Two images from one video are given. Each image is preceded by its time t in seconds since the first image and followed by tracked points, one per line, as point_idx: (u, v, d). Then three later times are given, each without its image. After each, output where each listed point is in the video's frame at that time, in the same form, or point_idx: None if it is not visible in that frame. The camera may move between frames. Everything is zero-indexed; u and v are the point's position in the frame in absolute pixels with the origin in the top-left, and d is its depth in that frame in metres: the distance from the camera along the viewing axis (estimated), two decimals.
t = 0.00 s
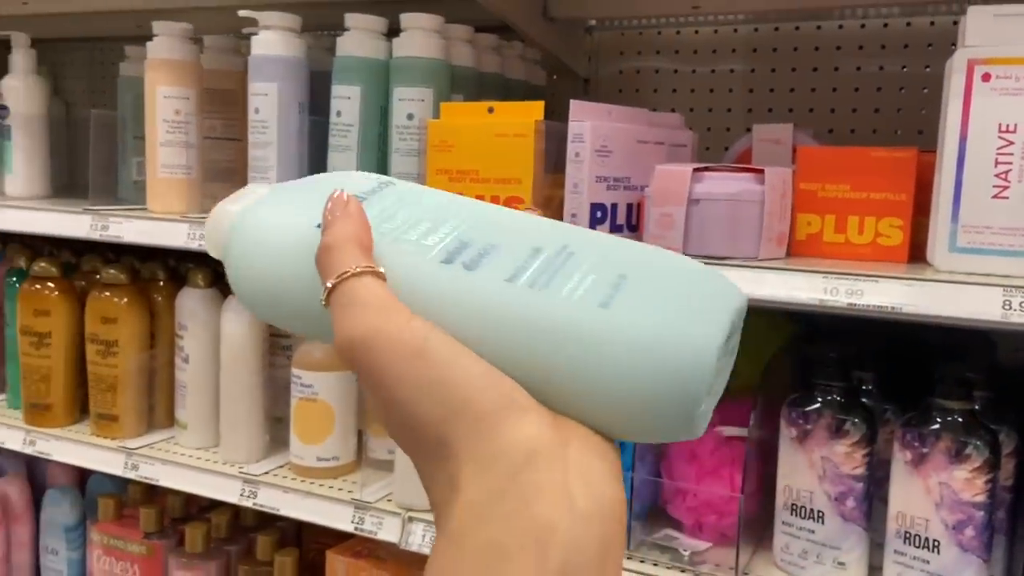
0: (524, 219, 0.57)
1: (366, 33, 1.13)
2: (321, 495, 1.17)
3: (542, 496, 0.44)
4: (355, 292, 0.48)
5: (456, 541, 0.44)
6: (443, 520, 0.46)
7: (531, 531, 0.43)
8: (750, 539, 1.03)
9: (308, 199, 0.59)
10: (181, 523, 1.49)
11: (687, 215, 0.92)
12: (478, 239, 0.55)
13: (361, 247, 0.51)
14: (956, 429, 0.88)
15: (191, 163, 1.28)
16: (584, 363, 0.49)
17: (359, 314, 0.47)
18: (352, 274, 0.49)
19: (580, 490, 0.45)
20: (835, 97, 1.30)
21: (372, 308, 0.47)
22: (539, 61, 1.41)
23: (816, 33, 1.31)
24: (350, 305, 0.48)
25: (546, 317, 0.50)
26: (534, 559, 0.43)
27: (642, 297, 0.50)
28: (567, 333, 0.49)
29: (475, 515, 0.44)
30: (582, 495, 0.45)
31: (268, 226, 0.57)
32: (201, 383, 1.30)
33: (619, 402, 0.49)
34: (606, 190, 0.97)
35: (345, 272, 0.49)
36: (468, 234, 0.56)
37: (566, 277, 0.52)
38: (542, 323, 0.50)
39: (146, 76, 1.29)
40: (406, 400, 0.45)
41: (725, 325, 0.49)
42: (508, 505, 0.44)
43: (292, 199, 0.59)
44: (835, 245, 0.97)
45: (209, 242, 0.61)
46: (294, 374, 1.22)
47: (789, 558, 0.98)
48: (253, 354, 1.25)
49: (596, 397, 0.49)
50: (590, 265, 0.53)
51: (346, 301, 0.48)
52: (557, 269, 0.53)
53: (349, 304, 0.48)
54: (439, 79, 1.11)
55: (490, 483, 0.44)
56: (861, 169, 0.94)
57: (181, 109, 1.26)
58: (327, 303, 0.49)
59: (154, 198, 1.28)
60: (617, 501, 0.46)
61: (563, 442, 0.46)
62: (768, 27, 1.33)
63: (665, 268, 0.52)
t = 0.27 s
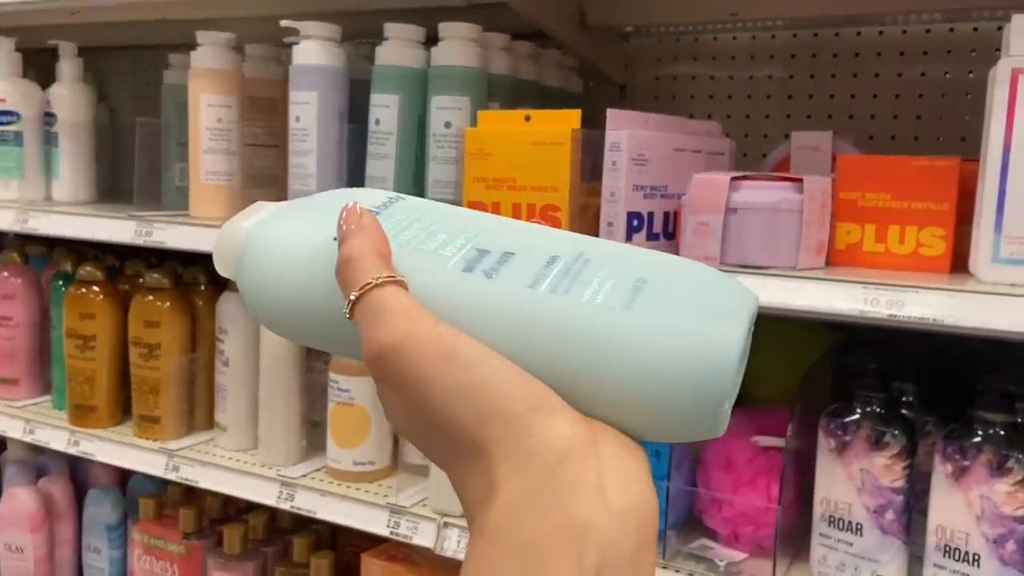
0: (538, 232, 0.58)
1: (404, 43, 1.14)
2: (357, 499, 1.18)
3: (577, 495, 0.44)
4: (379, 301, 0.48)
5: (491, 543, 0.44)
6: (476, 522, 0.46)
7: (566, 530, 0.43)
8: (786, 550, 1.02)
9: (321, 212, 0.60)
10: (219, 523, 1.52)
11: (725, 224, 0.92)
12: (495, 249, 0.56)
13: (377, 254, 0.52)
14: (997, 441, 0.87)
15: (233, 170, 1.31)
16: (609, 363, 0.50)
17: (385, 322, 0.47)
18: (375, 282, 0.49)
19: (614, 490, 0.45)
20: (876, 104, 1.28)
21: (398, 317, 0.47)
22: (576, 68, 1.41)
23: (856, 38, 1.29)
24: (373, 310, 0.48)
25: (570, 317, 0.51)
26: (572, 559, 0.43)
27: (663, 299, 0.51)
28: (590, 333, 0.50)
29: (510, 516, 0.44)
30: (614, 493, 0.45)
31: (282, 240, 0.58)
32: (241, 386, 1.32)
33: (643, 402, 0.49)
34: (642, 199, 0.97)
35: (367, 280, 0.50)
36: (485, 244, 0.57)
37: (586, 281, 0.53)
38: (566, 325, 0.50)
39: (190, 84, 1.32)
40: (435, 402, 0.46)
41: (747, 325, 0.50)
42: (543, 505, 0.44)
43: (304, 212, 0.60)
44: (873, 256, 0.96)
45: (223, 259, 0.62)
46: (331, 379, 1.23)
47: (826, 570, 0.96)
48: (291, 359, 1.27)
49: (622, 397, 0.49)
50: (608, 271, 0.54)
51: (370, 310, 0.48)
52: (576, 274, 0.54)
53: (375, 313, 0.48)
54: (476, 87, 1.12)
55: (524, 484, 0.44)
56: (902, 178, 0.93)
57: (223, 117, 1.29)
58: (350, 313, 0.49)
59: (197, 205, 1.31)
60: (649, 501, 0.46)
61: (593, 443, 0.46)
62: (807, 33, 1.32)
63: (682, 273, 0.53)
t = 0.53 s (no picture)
0: (603, 269, 0.58)
1: (437, 43, 1.13)
2: (387, 502, 1.18)
3: (609, 506, 0.41)
4: (435, 325, 0.50)
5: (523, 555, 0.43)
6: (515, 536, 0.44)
7: (596, 541, 0.41)
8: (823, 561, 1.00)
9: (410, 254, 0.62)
10: (252, 523, 1.53)
11: (762, 228, 0.90)
12: (557, 282, 0.56)
13: (448, 291, 0.52)
14: None
15: (267, 172, 1.31)
16: (659, 385, 0.48)
17: (437, 343, 0.48)
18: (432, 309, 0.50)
19: (650, 503, 0.42)
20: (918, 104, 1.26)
21: (450, 337, 0.48)
22: (609, 69, 1.40)
23: (898, 37, 1.26)
24: (432, 336, 0.49)
25: (626, 339, 0.49)
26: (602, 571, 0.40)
27: (718, 323, 0.49)
28: (649, 351, 0.48)
29: (540, 526, 0.42)
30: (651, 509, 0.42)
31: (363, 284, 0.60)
32: (274, 387, 1.33)
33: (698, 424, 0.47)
34: (677, 202, 0.96)
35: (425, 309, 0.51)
36: (549, 279, 0.57)
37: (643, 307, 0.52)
38: (618, 347, 0.49)
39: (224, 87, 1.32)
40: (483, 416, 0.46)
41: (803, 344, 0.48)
42: (573, 516, 0.42)
43: (395, 256, 0.62)
44: (917, 260, 0.93)
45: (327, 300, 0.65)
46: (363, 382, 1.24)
47: None
48: (324, 360, 1.28)
49: (675, 421, 0.47)
50: (666, 298, 0.53)
51: (427, 334, 0.49)
52: (634, 303, 0.53)
53: (431, 335, 0.49)
54: (509, 89, 1.11)
55: (557, 495, 0.42)
56: (946, 181, 0.91)
57: (258, 119, 1.30)
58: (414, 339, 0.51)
59: (231, 206, 1.31)
60: (690, 519, 0.43)
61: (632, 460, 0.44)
62: (846, 32, 1.30)
63: (741, 302, 0.52)
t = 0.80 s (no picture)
0: (632, 395, 0.67)
1: (480, 40, 1.13)
2: (432, 498, 1.18)
3: None
4: (464, 431, 0.59)
5: None
6: None
7: None
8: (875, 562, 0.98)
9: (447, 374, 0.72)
10: (298, 516, 1.55)
11: (813, 225, 0.88)
12: (586, 403, 0.66)
13: (480, 401, 0.61)
14: None
15: (312, 171, 1.34)
16: (672, 496, 0.56)
17: (465, 450, 0.57)
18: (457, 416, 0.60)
19: None
20: (973, 97, 1.22)
21: (478, 442, 0.57)
22: (654, 64, 1.38)
23: (952, 29, 1.23)
24: (464, 440, 0.58)
25: (646, 452, 0.58)
26: None
27: (728, 441, 0.58)
28: (667, 462, 0.57)
29: None
30: None
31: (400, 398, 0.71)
32: (320, 383, 1.35)
33: (713, 529, 0.55)
34: (725, 199, 0.94)
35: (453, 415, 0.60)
36: (581, 401, 0.67)
37: (663, 425, 0.61)
38: (638, 460, 0.58)
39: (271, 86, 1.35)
40: (507, 516, 0.53)
41: (810, 459, 0.56)
42: None
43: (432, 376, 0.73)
44: (975, 257, 0.91)
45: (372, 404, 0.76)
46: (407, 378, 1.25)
47: None
48: (368, 356, 1.29)
49: (689, 527, 0.56)
50: (682, 420, 0.62)
51: (455, 439, 0.59)
52: (654, 422, 0.62)
53: (458, 440, 0.58)
54: (553, 86, 1.11)
55: None
56: (1006, 175, 0.88)
57: (303, 118, 1.32)
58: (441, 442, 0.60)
59: (279, 204, 1.34)
60: None
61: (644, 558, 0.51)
62: (899, 24, 1.27)
63: (755, 424, 0.60)
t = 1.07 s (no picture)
0: (521, 367, 0.71)
1: (538, 31, 1.12)
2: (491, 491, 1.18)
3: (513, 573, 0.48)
4: (355, 431, 0.60)
5: None
6: None
7: None
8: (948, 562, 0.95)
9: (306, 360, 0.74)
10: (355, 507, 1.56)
11: (887, 216, 0.86)
12: (479, 381, 0.69)
13: (362, 396, 0.63)
14: None
15: (368, 164, 1.33)
16: (585, 478, 0.60)
17: (359, 452, 0.58)
18: (349, 415, 0.61)
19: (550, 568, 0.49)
20: None
21: (371, 445, 0.58)
22: (713, 52, 1.35)
23: None
24: (355, 441, 0.59)
25: (557, 435, 0.62)
26: None
27: (630, 415, 0.62)
28: (578, 448, 0.61)
29: None
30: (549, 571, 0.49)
31: (264, 390, 0.73)
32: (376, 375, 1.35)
33: (632, 503, 0.59)
34: (793, 188, 0.92)
35: (343, 414, 0.61)
36: (471, 376, 0.70)
37: (560, 402, 0.65)
38: (545, 445, 0.62)
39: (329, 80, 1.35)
40: (412, 517, 0.53)
41: (722, 428, 0.61)
42: None
43: (291, 360, 0.74)
44: None
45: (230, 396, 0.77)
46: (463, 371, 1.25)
47: None
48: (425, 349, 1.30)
49: (597, 506, 0.60)
50: (578, 393, 0.66)
51: (348, 442, 0.59)
52: (552, 398, 0.66)
53: (351, 443, 0.59)
54: (613, 76, 1.09)
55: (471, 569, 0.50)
56: None
57: (359, 112, 1.32)
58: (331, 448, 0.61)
59: (335, 198, 1.34)
60: None
61: (568, 556, 0.50)
62: (968, 8, 1.23)
63: (652, 390, 0.65)
